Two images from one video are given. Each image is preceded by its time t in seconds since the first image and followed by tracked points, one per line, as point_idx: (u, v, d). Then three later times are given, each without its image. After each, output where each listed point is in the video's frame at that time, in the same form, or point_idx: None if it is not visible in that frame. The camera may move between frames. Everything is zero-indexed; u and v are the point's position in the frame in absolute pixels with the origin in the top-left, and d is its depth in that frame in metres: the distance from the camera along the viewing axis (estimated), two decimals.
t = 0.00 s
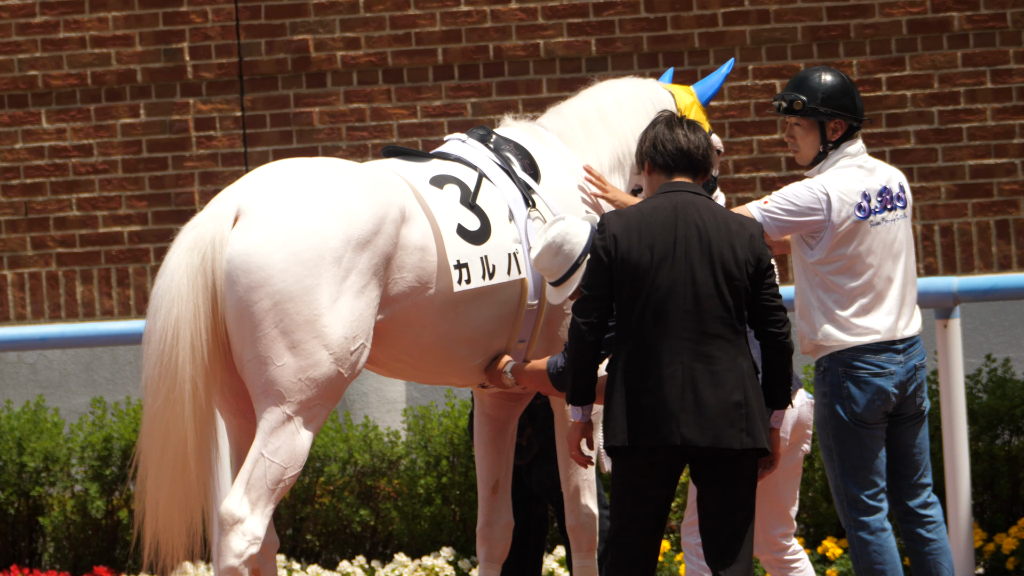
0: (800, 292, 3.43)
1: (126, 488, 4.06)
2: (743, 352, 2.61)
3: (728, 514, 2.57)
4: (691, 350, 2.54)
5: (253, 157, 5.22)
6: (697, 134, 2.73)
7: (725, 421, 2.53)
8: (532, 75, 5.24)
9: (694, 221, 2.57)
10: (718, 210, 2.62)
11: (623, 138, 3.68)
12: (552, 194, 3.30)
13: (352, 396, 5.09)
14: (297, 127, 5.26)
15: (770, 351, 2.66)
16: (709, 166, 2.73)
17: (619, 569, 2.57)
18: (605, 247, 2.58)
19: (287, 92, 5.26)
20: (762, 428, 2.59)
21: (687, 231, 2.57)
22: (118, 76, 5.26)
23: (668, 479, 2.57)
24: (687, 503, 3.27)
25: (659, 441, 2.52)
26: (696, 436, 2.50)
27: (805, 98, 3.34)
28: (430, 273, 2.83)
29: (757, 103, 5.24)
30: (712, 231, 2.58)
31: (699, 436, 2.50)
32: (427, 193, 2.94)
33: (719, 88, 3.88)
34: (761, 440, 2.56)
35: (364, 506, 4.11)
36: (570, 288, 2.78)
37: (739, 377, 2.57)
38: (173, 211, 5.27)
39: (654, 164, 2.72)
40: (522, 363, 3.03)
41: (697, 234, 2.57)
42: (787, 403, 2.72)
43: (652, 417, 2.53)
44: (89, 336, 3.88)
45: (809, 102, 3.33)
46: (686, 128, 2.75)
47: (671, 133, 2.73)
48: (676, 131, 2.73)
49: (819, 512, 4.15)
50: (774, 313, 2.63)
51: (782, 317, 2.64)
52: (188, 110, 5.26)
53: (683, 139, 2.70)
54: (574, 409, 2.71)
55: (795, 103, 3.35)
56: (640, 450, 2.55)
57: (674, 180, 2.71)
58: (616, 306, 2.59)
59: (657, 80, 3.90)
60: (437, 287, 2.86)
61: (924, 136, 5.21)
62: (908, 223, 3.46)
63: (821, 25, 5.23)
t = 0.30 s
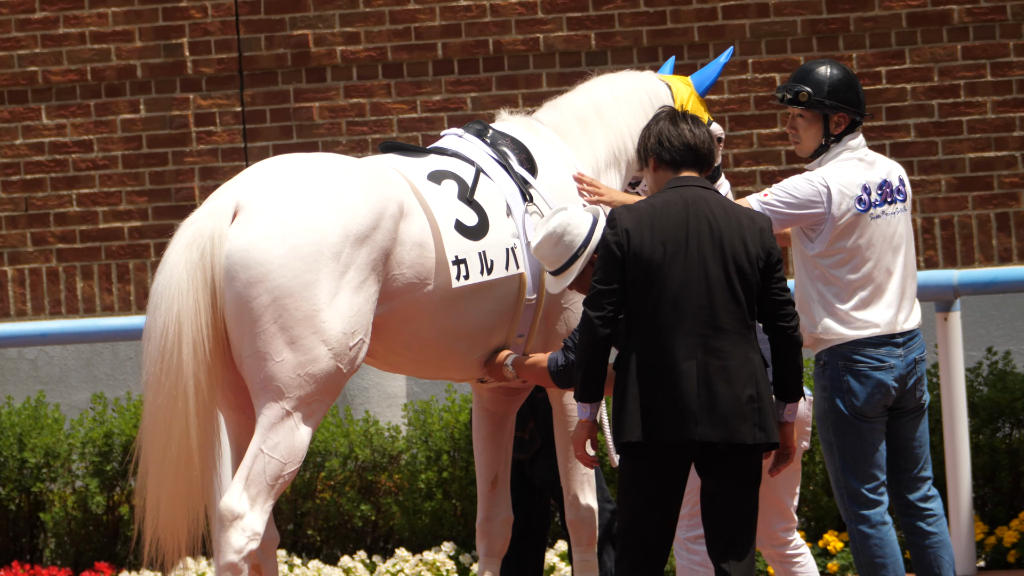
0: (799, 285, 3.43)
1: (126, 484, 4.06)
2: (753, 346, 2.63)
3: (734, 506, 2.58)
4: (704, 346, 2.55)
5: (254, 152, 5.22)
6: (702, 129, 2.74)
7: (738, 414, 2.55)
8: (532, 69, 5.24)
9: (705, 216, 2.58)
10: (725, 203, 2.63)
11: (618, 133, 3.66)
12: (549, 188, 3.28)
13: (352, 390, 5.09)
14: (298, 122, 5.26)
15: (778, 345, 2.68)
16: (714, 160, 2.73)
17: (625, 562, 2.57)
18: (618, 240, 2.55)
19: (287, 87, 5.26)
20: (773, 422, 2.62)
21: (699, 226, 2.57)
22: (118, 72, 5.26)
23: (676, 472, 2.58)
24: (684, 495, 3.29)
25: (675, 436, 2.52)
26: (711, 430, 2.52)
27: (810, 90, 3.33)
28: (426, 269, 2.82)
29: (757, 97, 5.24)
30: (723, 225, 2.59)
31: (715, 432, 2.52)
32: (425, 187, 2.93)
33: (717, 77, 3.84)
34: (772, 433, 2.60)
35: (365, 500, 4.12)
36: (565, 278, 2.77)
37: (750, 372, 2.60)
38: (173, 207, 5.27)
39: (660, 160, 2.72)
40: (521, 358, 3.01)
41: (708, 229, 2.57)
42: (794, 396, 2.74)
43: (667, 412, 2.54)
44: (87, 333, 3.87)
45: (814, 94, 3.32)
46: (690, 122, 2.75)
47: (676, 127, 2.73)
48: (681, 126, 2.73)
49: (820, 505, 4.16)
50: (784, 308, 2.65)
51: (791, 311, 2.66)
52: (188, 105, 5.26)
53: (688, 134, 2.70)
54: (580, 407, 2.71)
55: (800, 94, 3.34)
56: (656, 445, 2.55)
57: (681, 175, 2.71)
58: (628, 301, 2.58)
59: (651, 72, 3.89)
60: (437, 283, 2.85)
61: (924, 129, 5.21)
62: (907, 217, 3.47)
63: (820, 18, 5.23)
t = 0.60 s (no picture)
0: (797, 280, 3.42)
1: (126, 480, 4.06)
2: (752, 340, 2.63)
3: (733, 499, 2.58)
4: (706, 340, 2.55)
5: (253, 148, 5.22)
6: (694, 121, 2.74)
7: (739, 408, 2.55)
8: (531, 64, 5.24)
9: (705, 209, 2.58)
10: (723, 196, 2.63)
11: (614, 128, 3.66)
12: (545, 183, 3.28)
13: (352, 386, 5.09)
14: (296, 117, 5.26)
15: (774, 336, 2.70)
16: (708, 152, 2.74)
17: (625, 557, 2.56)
18: (620, 235, 2.53)
19: (286, 83, 5.26)
20: (773, 414, 2.63)
21: (698, 220, 2.57)
22: (117, 68, 5.26)
23: (677, 467, 2.57)
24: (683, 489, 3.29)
25: (679, 431, 2.52)
26: (714, 424, 2.52)
27: (811, 84, 3.33)
28: (419, 264, 2.82)
29: (756, 91, 5.24)
30: (722, 218, 2.59)
31: (718, 426, 2.52)
32: (421, 182, 2.92)
33: (710, 71, 3.85)
34: (772, 425, 2.61)
35: (365, 496, 4.12)
36: (555, 259, 2.76)
37: (750, 365, 2.60)
38: (172, 203, 5.27)
39: (655, 155, 2.71)
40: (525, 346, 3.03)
41: (708, 223, 2.57)
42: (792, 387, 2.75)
43: (670, 407, 2.53)
44: (86, 329, 3.87)
45: (815, 88, 3.32)
46: (682, 115, 2.75)
47: (670, 119, 2.72)
48: (674, 118, 2.73)
49: (820, 499, 4.17)
50: (781, 300, 2.67)
51: (787, 303, 2.69)
52: (187, 101, 5.26)
53: (682, 127, 2.71)
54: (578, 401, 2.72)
55: (801, 87, 3.33)
56: (660, 441, 2.54)
57: (676, 168, 2.71)
58: (630, 297, 2.56)
59: (645, 66, 3.89)
60: (434, 277, 2.84)
61: (923, 122, 5.21)
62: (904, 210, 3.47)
63: (819, 12, 5.23)
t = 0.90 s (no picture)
0: (795, 276, 3.42)
1: (125, 476, 4.07)
2: (750, 335, 2.63)
3: (731, 494, 2.59)
4: (704, 335, 2.55)
5: (252, 145, 5.22)
6: (694, 116, 2.74)
7: (738, 403, 2.55)
8: (529, 60, 5.25)
9: (704, 204, 2.58)
10: (722, 191, 2.64)
11: (610, 124, 3.67)
12: (543, 177, 3.27)
13: (351, 382, 5.10)
14: (295, 113, 5.26)
15: (771, 331, 2.71)
16: (707, 148, 2.74)
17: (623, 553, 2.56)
18: (620, 230, 2.53)
19: (285, 79, 5.26)
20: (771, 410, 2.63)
21: (698, 215, 2.57)
22: (116, 64, 5.26)
23: (676, 462, 2.57)
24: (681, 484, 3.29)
25: (677, 426, 2.52)
26: (712, 419, 2.52)
27: (809, 79, 3.33)
28: (418, 259, 2.81)
29: (755, 87, 5.24)
30: (721, 214, 2.59)
31: (716, 421, 2.52)
32: (420, 178, 2.92)
33: (706, 66, 3.85)
34: (771, 421, 2.61)
35: (365, 492, 4.13)
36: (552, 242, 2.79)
37: (749, 360, 2.61)
38: (171, 199, 5.27)
39: (655, 150, 2.70)
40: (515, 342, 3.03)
41: (707, 218, 2.57)
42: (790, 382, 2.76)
43: (668, 403, 2.53)
44: (86, 325, 3.88)
45: (813, 83, 3.32)
46: (682, 109, 2.74)
47: (669, 114, 2.71)
48: (673, 113, 2.72)
49: (819, 495, 4.18)
50: (780, 295, 2.67)
51: (786, 298, 2.69)
52: (186, 97, 5.26)
53: (682, 122, 2.70)
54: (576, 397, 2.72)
55: (800, 82, 3.33)
56: (658, 436, 2.54)
57: (676, 164, 2.70)
58: (629, 291, 2.56)
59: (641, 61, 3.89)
60: (433, 273, 2.84)
61: (922, 118, 5.21)
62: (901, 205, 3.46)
63: (817, 8, 5.23)
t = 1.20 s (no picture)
0: (793, 271, 3.42)
1: (125, 471, 4.08)
2: (749, 330, 2.63)
3: (729, 487, 2.58)
4: (703, 328, 2.55)
5: (251, 140, 5.23)
6: (694, 111, 2.73)
7: (736, 398, 2.55)
8: (528, 55, 5.25)
9: (703, 199, 2.58)
10: (720, 186, 2.64)
11: (610, 119, 3.66)
12: (541, 171, 3.27)
13: (351, 377, 5.10)
14: (294, 109, 5.26)
15: (770, 326, 2.71)
16: (706, 144, 2.73)
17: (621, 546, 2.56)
18: (619, 224, 2.53)
19: (284, 74, 5.26)
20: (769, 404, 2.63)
21: (696, 210, 2.56)
22: (114, 59, 5.26)
23: (675, 455, 2.57)
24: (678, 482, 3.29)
25: (676, 420, 2.51)
26: (711, 413, 2.52)
27: (808, 72, 3.32)
28: (416, 255, 2.81)
29: (754, 81, 5.24)
30: (720, 208, 2.58)
31: (714, 415, 2.52)
32: (419, 174, 2.91)
33: (706, 66, 3.87)
34: (768, 416, 2.61)
35: (364, 487, 4.13)
36: (557, 230, 2.80)
37: (747, 355, 2.61)
38: (170, 194, 5.27)
39: (655, 145, 2.69)
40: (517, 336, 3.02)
41: (705, 212, 2.57)
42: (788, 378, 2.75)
43: (666, 397, 2.53)
44: (86, 321, 3.88)
45: (813, 76, 3.31)
46: (683, 104, 2.73)
47: (669, 107, 2.71)
48: (673, 107, 2.71)
49: (818, 489, 4.19)
50: (778, 290, 2.66)
51: (785, 293, 2.68)
52: (185, 92, 5.26)
53: (682, 117, 2.69)
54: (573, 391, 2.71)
55: (799, 75, 3.32)
56: (658, 430, 2.53)
57: (675, 159, 2.70)
58: (628, 285, 2.56)
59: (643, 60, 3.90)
60: (432, 270, 2.84)
61: (921, 112, 5.21)
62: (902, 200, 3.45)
63: (817, 2, 5.22)
